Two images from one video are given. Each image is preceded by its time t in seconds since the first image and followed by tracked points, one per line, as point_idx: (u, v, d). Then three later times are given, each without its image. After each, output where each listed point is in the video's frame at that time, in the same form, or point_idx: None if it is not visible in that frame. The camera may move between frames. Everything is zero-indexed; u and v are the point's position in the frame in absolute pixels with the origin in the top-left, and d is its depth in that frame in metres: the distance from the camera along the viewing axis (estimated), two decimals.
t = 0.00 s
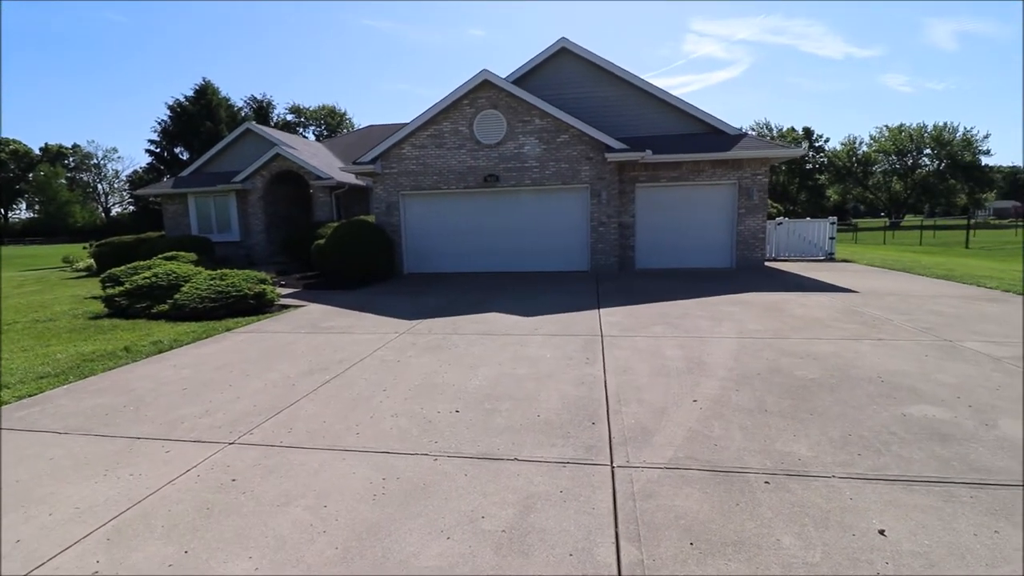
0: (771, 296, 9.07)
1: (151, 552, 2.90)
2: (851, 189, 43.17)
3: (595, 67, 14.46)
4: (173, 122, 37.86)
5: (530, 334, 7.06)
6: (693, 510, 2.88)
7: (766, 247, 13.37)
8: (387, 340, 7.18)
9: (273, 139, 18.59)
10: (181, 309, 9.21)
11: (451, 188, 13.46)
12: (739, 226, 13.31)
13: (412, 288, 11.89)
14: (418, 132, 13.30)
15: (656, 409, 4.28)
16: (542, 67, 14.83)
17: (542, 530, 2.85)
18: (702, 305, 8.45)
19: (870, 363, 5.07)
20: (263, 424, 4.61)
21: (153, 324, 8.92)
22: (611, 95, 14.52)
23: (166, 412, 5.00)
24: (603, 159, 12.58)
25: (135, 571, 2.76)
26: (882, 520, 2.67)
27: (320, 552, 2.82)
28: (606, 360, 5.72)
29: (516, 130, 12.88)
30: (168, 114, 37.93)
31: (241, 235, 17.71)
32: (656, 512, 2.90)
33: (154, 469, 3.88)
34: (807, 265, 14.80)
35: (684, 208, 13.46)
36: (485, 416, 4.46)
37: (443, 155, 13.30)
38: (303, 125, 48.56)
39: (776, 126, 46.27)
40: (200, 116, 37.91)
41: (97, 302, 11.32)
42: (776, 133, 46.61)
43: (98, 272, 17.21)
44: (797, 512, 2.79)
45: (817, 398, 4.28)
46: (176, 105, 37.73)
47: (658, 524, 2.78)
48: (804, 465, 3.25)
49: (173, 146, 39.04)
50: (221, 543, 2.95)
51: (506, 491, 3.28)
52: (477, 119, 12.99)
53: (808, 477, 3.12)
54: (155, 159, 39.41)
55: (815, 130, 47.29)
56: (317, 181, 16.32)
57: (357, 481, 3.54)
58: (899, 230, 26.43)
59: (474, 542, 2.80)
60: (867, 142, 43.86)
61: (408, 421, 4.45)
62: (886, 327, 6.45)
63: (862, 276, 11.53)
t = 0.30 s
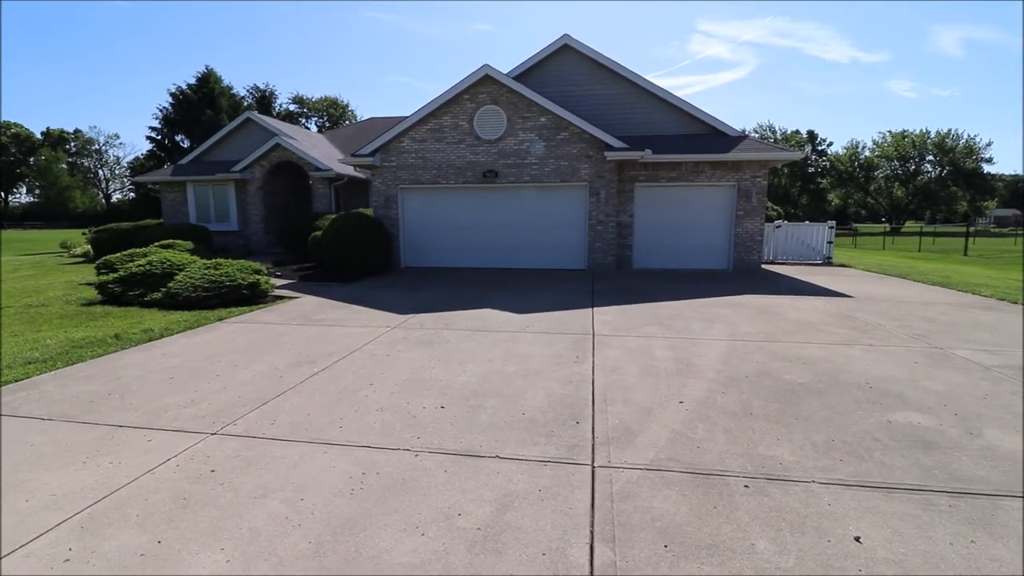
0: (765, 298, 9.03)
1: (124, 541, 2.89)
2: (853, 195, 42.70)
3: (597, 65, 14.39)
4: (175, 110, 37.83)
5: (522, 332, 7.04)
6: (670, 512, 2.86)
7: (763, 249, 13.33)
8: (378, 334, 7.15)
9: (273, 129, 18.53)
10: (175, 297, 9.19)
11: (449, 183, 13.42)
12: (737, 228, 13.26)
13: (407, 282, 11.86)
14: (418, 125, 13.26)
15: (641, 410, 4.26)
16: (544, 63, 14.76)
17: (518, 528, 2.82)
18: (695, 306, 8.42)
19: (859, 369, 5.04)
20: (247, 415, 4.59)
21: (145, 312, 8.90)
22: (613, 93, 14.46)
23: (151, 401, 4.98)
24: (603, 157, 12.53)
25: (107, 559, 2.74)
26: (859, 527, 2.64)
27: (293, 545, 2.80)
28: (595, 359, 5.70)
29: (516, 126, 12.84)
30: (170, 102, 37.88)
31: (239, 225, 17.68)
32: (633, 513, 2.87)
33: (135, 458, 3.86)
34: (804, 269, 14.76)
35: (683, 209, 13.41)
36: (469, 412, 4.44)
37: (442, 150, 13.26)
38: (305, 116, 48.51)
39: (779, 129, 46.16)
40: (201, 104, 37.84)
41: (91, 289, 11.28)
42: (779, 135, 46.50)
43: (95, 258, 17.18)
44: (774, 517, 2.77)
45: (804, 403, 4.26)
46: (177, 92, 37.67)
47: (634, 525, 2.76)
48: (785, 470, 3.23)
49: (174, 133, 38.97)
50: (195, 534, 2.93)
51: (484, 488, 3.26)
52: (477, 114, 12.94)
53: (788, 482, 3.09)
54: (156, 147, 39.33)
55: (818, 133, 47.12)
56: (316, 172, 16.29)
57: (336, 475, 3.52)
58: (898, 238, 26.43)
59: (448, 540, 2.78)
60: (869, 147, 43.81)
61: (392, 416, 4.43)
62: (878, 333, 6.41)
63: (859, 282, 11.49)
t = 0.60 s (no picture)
0: (763, 305, 8.97)
1: (102, 532, 2.86)
2: (858, 203, 43.06)
3: (602, 67, 14.35)
4: (180, 104, 37.99)
5: (516, 332, 7.00)
6: (653, 517, 2.83)
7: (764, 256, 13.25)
8: (372, 331, 7.13)
9: (276, 124, 18.56)
10: (173, 290, 9.20)
11: (450, 182, 13.40)
12: (738, 234, 13.20)
13: (406, 280, 11.83)
14: (420, 124, 13.24)
15: (630, 414, 4.22)
16: (549, 64, 14.73)
17: (498, 530, 2.79)
18: (692, 311, 8.37)
19: (853, 379, 4.99)
20: (235, 409, 4.57)
21: (143, 303, 8.90)
22: (616, 96, 14.42)
23: (140, 392, 4.97)
24: (604, 159, 12.49)
25: (85, 549, 2.72)
26: (844, 539, 2.60)
27: (271, 541, 2.77)
28: (588, 361, 5.66)
29: (518, 126, 12.81)
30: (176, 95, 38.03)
31: (241, 219, 17.71)
32: (616, 518, 2.83)
33: (120, 449, 3.85)
34: (804, 276, 14.68)
35: (684, 213, 13.36)
36: (457, 412, 4.41)
37: (443, 148, 13.24)
38: (311, 113, 48.65)
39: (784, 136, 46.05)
40: (207, 98, 37.99)
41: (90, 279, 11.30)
42: (784, 142, 46.41)
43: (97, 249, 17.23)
44: (759, 526, 2.73)
45: (795, 411, 4.21)
46: (184, 86, 37.82)
47: (616, 531, 2.72)
48: (772, 479, 3.19)
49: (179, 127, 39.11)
50: (173, 527, 2.91)
51: (467, 489, 3.23)
52: (480, 113, 12.91)
53: (774, 491, 3.05)
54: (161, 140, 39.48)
55: (824, 141, 46.97)
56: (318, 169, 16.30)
57: (320, 472, 3.50)
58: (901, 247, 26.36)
59: (427, 540, 2.75)
60: (875, 156, 44.00)
61: (380, 414, 4.41)
62: (875, 343, 6.35)
63: (859, 290, 11.41)
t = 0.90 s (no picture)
0: (759, 293, 8.98)
1: (97, 526, 2.87)
2: (855, 189, 43.03)
3: (597, 54, 14.24)
4: (172, 94, 37.61)
5: (513, 322, 7.00)
6: (648, 504, 2.84)
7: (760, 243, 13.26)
8: (368, 322, 7.12)
9: (269, 114, 18.39)
10: (166, 283, 9.16)
11: (445, 172, 13.33)
12: (734, 222, 13.20)
13: (402, 271, 11.80)
14: (415, 113, 13.14)
15: (626, 402, 4.24)
16: (544, 52, 14.61)
17: (494, 519, 2.80)
18: (688, 299, 8.37)
19: (848, 364, 5.01)
20: (231, 402, 4.56)
21: (136, 297, 8.87)
22: (612, 84, 14.32)
23: (135, 386, 4.96)
24: (600, 148, 12.44)
25: (80, 544, 2.73)
26: (836, 523, 2.62)
27: (267, 534, 2.78)
28: (584, 350, 5.67)
29: (513, 115, 12.73)
30: (168, 86, 37.62)
31: (235, 211, 17.61)
32: (611, 506, 2.85)
33: (115, 443, 3.84)
34: (801, 263, 14.70)
35: (680, 202, 13.34)
36: (454, 402, 4.41)
37: (439, 138, 13.16)
38: (304, 103, 48.21)
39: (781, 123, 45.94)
40: (199, 89, 37.61)
41: (83, 274, 11.23)
42: (781, 129, 46.33)
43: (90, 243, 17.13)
44: (753, 511, 2.75)
45: (790, 397, 4.23)
46: (175, 77, 37.40)
47: (611, 518, 2.74)
48: (766, 464, 3.21)
49: (171, 118, 38.72)
50: (169, 521, 2.92)
51: (463, 478, 3.24)
52: (475, 102, 12.82)
53: (768, 476, 3.07)
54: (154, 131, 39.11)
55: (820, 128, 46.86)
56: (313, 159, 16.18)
57: (316, 463, 3.50)
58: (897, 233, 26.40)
59: (424, 529, 2.76)
60: (871, 142, 44.09)
61: (376, 405, 4.41)
62: (870, 329, 6.38)
63: (855, 277, 11.44)
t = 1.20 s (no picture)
0: (754, 288, 9.02)
1: (98, 537, 2.85)
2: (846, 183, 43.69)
3: (588, 53, 14.27)
4: (161, 101, 37.39)
5: (510, 322, 7.01)
6: (651, 501, 2.85)
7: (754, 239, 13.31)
8: (365, 325, 7.11)
9: (260, 119, 18.30)
10: (160, 290, 9.11)
11: (439, 173, 13.31)
12: (727, 218, 13.24)
13: (397, 273, 11.78)
14: (407, 115, 13.12)
15: (625, 399, 4.24)
16: (535, 52, 14.62)
17: (497, 519, 2.80)
18: (684, 295, 8.40)
19: (844, 357, 5.04)
20: (229, 409, 4.54)
21: (129, 305, 8.81)
22: (603, 82, 14.34)
23: (131, 395, 4.93)
24: (593, 147, 12.46)
25: (81, 555, 2.71)
26: (838, 515, 2.63)
27: (269, 540, 2.77)
28: (582, 349, 5.67)
29: (506, 115, 12.73)
30: (157, 92, 37.42)
31: (227, 217, 17.52)
32: (613, 503, 2.86)
33: (112, 453, 3.82)
34: (794, 258, 14.78)
35: (673, 199, 13.38)
36: (453, 404, 4.41)
37: (431, 139, 13.14)
38: (294, 107, 48.02)
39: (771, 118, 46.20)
40: (189, 94, 37.39)
41: (75, 283, 11.15)
42: (771, 125, 46.56)
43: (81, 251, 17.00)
44: (754, 505, 2.76)
45: (787, 391, 4.25)
46: (164, 83, 37.18)
47: (614, 515, 2.75)
48: (766, 458, 3.23)
49: (161, 124, 38.50)
50: (170, 529, 2.90)
51: (465, 479, 3.24)
52: (467, 102, 12.81)
53: (769, 470, 3.08)
54: (143, 137, 38.86)
55: (810, 123, 47.17)
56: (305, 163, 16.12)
57: (317, 468, 3.49)
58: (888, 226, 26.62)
59: (427, 532, 2.76)
60: (859, 137, 44.50)
61: (375, 408, 4.40)
62: (865, 321, 6.43)
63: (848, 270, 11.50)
